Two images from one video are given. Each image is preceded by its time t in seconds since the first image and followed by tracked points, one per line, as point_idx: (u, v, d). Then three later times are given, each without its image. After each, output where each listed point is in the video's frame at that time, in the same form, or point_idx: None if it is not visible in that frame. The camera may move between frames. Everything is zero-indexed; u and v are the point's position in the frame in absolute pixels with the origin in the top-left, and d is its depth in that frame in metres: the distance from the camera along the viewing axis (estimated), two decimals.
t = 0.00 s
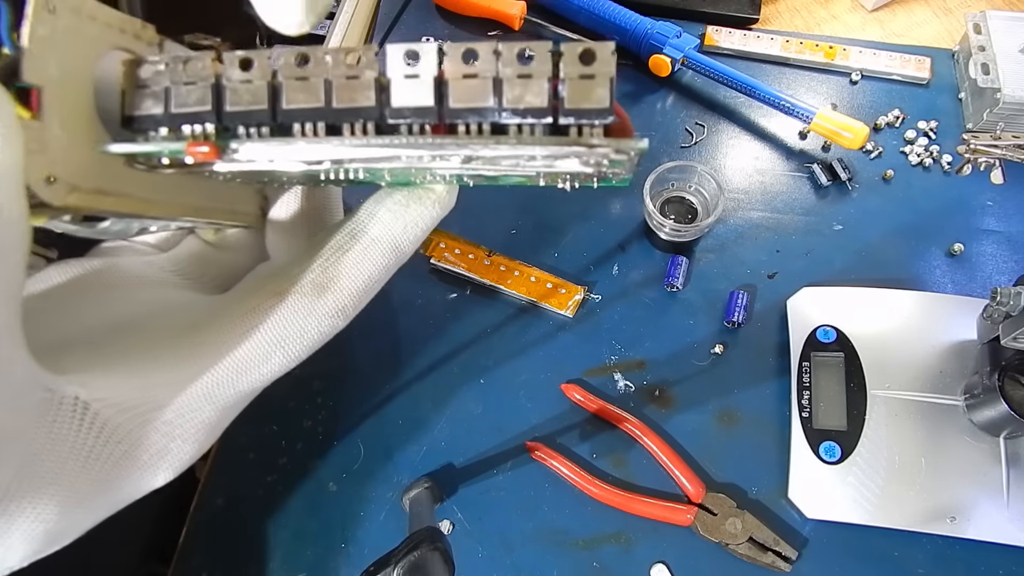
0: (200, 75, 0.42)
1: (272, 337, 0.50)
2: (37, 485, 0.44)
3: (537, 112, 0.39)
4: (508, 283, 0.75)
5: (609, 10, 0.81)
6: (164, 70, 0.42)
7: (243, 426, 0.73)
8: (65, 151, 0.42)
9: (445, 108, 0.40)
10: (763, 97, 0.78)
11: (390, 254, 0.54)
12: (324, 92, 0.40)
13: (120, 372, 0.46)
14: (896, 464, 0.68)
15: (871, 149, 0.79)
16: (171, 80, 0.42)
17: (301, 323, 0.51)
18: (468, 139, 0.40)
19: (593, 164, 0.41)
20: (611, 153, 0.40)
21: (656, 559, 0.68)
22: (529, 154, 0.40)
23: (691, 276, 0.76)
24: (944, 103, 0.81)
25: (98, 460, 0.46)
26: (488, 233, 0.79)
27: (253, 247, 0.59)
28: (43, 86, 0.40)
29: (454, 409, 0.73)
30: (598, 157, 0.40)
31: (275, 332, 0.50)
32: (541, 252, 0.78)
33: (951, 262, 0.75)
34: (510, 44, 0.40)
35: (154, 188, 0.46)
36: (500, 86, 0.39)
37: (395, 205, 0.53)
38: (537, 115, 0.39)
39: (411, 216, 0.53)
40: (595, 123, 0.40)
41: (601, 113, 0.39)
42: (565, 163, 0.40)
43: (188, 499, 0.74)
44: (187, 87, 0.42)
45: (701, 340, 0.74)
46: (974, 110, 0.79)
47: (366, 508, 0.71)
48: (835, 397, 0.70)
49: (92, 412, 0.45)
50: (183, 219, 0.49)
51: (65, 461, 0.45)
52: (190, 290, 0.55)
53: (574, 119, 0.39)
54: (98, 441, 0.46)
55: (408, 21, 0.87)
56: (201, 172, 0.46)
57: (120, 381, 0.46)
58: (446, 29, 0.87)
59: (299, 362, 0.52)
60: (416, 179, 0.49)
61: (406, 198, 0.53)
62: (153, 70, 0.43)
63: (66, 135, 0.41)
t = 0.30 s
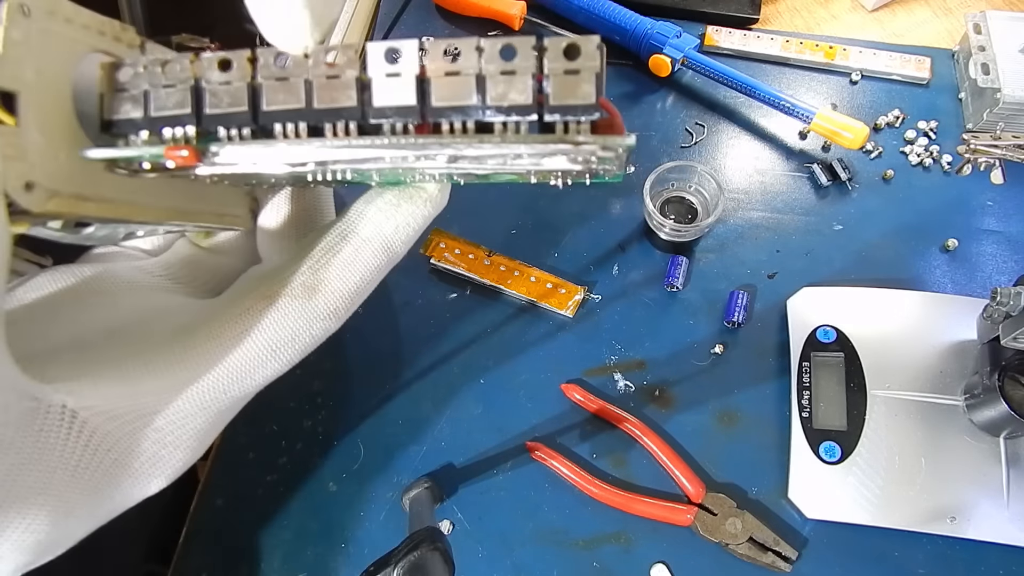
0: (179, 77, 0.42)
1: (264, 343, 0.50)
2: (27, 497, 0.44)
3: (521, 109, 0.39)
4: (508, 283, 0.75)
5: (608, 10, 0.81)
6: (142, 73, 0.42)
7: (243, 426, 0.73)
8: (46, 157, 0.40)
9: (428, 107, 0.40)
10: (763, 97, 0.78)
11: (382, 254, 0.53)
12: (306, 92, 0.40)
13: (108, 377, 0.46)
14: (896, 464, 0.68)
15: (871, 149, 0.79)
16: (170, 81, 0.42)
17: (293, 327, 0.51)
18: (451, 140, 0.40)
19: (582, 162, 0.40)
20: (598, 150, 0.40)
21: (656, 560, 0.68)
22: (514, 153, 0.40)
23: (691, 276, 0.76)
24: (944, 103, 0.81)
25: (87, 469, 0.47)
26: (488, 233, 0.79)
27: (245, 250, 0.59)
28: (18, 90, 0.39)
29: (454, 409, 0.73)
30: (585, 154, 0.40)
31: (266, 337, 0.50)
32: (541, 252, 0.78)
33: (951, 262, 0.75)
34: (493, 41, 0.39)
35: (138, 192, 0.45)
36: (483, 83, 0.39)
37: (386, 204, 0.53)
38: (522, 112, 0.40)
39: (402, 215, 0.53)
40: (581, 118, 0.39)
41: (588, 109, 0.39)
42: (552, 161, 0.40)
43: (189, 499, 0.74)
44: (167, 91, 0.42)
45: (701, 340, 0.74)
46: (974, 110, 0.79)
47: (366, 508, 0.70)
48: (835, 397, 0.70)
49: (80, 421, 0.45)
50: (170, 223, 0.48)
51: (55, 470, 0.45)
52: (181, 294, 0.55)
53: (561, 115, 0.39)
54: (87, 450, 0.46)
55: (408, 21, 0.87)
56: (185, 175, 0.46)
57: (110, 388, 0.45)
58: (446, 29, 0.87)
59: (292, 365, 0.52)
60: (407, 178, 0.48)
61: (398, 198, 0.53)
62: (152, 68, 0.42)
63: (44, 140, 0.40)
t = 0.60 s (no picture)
0: (171, 65, 0.41)
1: (265, 343, 0.49)
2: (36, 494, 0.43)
3: (510, 79, 0.38)
4: (508, 283, 0.75)
5: (608, 10, 0.80)
6: (137, 63, 0.42)
7: (242, 425, 0.73)
8: (42, 149, 0.41)
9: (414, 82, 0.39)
10: (763, 97, 0.78)
11: (393, 254, 0.51)
12: (291, 74, 0.40)
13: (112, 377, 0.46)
14: (896, 464, 0.68)
15: (871, 149, 0.79)
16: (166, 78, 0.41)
17: (300, 329, 0.49)
18: (436, 112, 0.38)
19: (578, 134, 0.38)
20: (590, 116, 0.37)
21: (656, 560, 0.68)
22: (504, 124, 0.38)
23: (691, 276, 0.76)
24: (944, 103, 0.81)
25: (97, 468, 0.45)
26: (488, 233, 0.79)
27: (256, 255, 0.60)
28: (16, 84, 0.39)
29: (454, 408, 0.73)
30: (579, 123, 0.37)
31: (270, 339, 0.49)
32: (541, 251, 0.78)
33: (951, 262, 0.75)
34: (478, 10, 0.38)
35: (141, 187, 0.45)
36: (469, 54, 0.38)
37: (393, 200, 0.50)
38: (511, 82, 0.38)
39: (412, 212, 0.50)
40: (573, 86, 0.37)
41: (579, 75, 0.37)
42: (547, 134, 0.38)
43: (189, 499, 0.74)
44: (159, 79, 0.41)
45: (701, 340, 0.74)
46: (974, 110, 0.79)
47: (366, 508, 0.70)
48: (835, 397, 0.70)
49: (87, 418, 0.44)
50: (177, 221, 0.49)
51: (65, 468, 0.44)
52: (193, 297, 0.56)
53: (551, 84, 0.37)
54: (96, 449, 0.45)
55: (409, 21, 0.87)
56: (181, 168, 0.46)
57: (116, 387, 0.45)
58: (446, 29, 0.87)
59: (302, 368, 0.50)
60: (415, 171, 0.48)
61: (408, 194, 0.50)
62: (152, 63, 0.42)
63: (42, 134, 0.41)
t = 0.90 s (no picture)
0: (184, 52, 0.42)
1: (283, 329, 0.48)
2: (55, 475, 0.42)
3: (515, 58, 0.37)
4: (508, 283, 0.75)
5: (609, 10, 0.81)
6: (152, 51, 0.43)
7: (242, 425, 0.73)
8: (60, 134, 0.41)
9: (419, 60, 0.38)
10: (763, 97, 0.78)
11: (407, 242, 0.50)
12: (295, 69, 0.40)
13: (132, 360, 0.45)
14: (896, 464, 0.68)
15: (871, 149, 0.79)
16: (166, 77, 0.41)
17: (316, 316, 0.48)
18: (443, 92, 0.37)
19: (588, 114, 0.37)
20: (597, 94, 0.36)
21: (656, 560, 0.68)
22: (513, 104, 0.37)
23: (691, 276, 0.76)
24: (944, 103, 0.81)
25: (116, 452, 0.44)
26: (488, 233, 0.79)
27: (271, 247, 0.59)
28: (34, 70, 0.40)
29: (454, 409, 0.73)
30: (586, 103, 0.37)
31: (287, 326, 0.48)
32: (541, 251, 0.78)
33: (951, 262, 0.75)
34: None
35: (156, 175, 0.46)
36: (476, 33, 0.38)
37: (407, 189, 0.50)
38: (516, 61, 0.37)
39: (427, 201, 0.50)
40: (580, 63, 0.37)
41: (586, 52, 0.36)
42: (556, 115, 0.37)
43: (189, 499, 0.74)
44: (172, 66, 0.41)
45: (701, 341, 0.74)
46: (974, 110, 0.79)
47: (366, 508, 0.70)
48: (835, 397, 0.70)
49: (107, 402, 0.43)
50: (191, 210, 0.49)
51: (85, 451, 0.43)
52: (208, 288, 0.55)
53: (557, 62, 0.37)
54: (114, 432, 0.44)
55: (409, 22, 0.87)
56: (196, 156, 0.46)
57: (134, 371, 0.45)
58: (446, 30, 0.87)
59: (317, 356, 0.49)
60: (427, 159, 0.48)
61: (421, 182, 0.50)
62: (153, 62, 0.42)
63: (60, 121, 0.41)
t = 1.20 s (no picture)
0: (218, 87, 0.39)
1: (303, 325, 0.50)
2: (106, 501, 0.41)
3: (562, 111, 0.37)
4: (508, 283, 0.75)
5: (608, 10, 0.81)
6: (177, 80, 0.39)
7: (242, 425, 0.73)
8: (94, 172, 0.38)
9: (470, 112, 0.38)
10: (763, 97, 0.78)
11: (406, 232, 0.53)
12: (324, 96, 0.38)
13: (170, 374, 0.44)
14: (896, 464, 0.68)
15: (871, 149, 0.79)
16: (200, 111, 0.39)
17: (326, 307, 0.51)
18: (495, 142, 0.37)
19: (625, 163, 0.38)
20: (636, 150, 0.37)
21: (655, 560, 0.68)
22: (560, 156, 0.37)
23: (691, 276, 0.76)
24: (944, 103, 0.81)
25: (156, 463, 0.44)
26: (488, 233, 0.79)
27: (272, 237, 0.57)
28: (61, 111, 0.37)
29: (454, 409, 0.73)
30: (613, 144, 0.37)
31: (302, 320, 0.50)
32: (542, 251, 0.78)
33: (951, 262, 0.75)
34: (533, 41, 0.37)
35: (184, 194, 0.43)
36: (524, 85, 0.37)
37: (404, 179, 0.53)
38: (563, 113, 0.38)
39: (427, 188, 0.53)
40: (622, 117, 0.38)
41: (627, 109, 0.37)
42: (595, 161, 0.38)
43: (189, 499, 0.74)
44: (204, 100, 0.39)
45: (701, 341, 0.74)
46: (974, 110, 0.79)
47: (366, 508, 0.71)
48: (835, 397, 0.70)
49: (150, 420, 0.42)
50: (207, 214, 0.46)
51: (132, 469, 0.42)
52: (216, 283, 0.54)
53: (601, 115, 0.37)
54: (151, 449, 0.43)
55: (408, 21, 0.87)
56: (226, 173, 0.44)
57: (173, 387, 0.44)
58: (445, 30, 0.87)
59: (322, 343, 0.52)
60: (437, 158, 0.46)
61: (417, 174, 0.53)
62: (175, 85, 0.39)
63: (91, 159, 0.38)
